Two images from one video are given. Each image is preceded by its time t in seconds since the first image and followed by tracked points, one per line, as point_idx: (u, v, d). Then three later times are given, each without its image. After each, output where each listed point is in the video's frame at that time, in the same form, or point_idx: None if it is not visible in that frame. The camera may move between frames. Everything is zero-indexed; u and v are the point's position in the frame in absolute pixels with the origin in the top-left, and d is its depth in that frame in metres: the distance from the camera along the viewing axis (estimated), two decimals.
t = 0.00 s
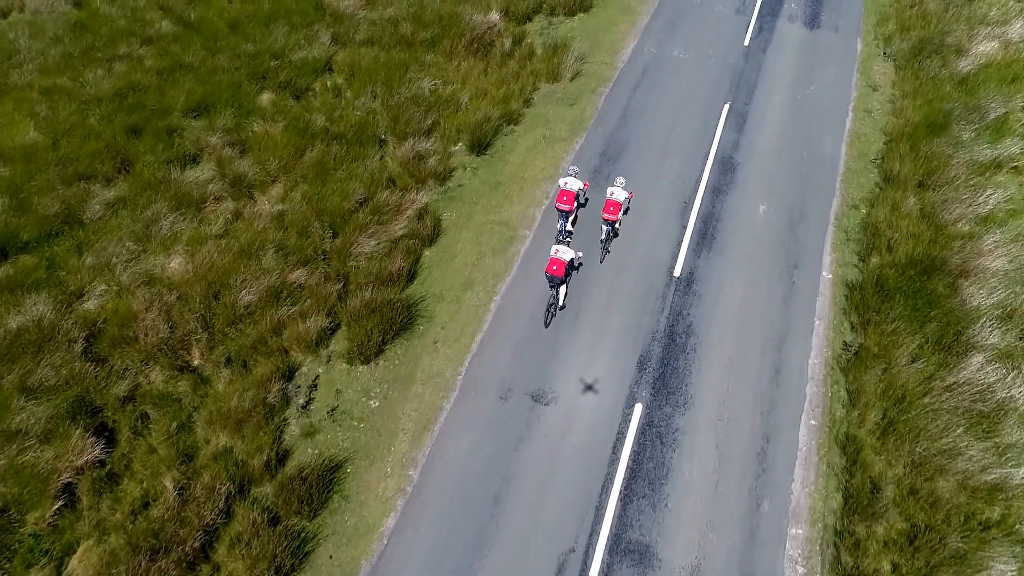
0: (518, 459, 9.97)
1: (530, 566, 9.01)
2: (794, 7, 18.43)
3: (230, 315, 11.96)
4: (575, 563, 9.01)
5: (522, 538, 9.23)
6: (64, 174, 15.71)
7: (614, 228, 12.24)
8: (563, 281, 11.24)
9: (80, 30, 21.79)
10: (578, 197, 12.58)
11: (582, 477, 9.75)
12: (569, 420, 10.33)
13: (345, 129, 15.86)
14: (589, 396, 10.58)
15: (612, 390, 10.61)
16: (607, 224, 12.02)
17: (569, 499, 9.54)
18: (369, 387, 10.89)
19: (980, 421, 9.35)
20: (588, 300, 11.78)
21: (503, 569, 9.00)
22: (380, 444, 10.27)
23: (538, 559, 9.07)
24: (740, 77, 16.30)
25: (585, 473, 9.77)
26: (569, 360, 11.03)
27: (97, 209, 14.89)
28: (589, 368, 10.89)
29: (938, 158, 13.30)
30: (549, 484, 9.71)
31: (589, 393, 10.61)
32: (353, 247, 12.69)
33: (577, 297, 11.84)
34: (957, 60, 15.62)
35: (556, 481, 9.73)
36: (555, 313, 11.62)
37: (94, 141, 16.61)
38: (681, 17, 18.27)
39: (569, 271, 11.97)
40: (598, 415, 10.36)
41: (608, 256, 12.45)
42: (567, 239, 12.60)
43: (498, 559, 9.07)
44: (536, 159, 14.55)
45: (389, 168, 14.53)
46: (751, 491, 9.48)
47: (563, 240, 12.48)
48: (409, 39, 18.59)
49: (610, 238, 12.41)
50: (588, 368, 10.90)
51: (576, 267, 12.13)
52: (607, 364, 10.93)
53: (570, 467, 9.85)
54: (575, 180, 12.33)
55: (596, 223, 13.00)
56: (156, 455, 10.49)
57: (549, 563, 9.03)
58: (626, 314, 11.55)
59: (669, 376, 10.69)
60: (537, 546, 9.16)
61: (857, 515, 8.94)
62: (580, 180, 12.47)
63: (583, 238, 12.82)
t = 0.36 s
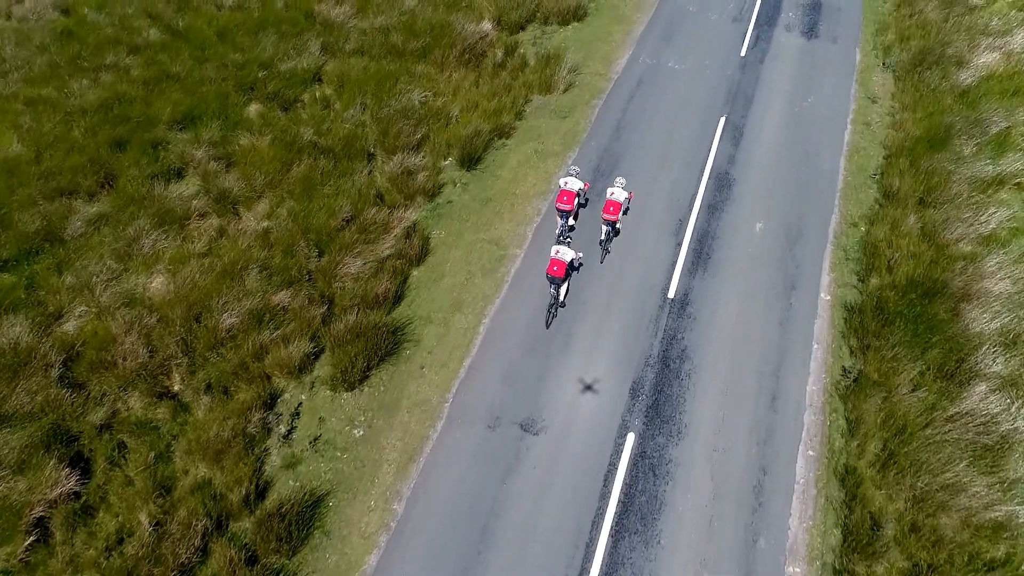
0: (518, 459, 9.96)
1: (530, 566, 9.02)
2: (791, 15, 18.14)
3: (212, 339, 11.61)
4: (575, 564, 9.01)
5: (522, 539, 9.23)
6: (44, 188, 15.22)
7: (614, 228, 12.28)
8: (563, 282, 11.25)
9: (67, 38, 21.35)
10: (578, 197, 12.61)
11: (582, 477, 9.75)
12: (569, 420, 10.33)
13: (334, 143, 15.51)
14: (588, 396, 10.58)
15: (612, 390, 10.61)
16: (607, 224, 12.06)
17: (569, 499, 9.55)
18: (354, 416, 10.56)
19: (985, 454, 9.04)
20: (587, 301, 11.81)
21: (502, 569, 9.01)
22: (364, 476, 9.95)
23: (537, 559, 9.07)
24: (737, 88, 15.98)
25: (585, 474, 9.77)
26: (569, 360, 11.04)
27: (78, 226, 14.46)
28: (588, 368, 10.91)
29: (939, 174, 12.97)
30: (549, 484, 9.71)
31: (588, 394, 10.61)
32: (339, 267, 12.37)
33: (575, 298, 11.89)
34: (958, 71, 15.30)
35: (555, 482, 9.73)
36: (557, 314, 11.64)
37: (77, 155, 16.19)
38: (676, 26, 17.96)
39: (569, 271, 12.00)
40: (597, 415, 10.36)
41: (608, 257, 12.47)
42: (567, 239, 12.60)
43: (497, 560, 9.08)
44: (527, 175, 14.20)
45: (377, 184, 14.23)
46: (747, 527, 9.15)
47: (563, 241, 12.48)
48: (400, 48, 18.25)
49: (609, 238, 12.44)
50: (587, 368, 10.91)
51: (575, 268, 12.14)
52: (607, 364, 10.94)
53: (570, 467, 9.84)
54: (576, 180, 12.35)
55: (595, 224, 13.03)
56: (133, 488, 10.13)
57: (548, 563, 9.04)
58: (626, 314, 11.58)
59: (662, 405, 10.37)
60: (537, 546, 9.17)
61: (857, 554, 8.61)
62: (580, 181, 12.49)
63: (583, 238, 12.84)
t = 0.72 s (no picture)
0: (518, 459, 9.93)
1: (530, 567, 9.00)
2: (788, 25, 17.84)
3: (192, 364, 11.25)
4: (575, 565, 9.00)
5: (523, 539, 9.22)
6: (25, 204, 14.74)
7: (614, 228, 12.27)
8: (563, 283, 11.22)
9: (54, 47, 20.92)
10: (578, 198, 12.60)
11: (582, 478, 9.71)
12: (569, 420, 10.29)
13: (321, 157, 15.16)
14: (588, 396, 10.54)
15: (612, 391, 10.57)
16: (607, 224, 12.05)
17: (569, 500, 9.51)
18: (337, 446, 10.22)
19: (988, 490, 8.73)
20: (587, 300, 11.73)
21: (503, 571, 9.00)
22: (347, 510, 9.61)
23: (538, 561, 9.05)
24: (733, 100, 15.66)
25: (586, 474, 9.73)
26: (569, 360, 11.00)
27: (59, 243, 14.03)
28: (588, 369, 10.85)
29: (940, 191, 12.64)
30: (549, 484, 9.68)
31: (587, 394, 10.58)
32: (323, 288, 12.03)
33: (576, 296, 11.82)
34: (958, 83, 14.98)
35: (556, 482, 9.69)
36: (557, 313, 11.60)
37: (59, 168, 15.77)
38: (672, 36, 17.64)
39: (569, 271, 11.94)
40: (598, 415, 10.32)
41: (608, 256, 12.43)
42: (567, 239, 12.60)
43: (498, 561, 9.07)
44: (518, 191, 13.87)
45: (365, 201, 13.90)
46: (743, 562, 8.86)
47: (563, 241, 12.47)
48: (389, 59, 17.89)
49: (609, 237, 12.40)
50: (587, 368, 10.86)
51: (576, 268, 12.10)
52: (607, 365, 10.89)
53: (570, 468, 9.80)
54: (576, 180, 12.36)
55: (596, 224, 13.03)
56: (108, 523, 9.74)
57: (549, 565, 9.01)
58: (625, 319, 11.45)
59: (655, 435, 10.02)
60: (538, 548, 9.15)
61: None
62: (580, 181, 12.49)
63: (582, 238, 12.80)
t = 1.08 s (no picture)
0: (519, 459, 9.92)
1: (530, 567, 8.96)
2: (786, 33, 17.54)
3: (172, 388, 10.91)
4: (575, 564, 8.97)
5: (523, 539, 9.18)
6: (6, 220, 14.27)
7: (614, 228, 12.22)
8: (564, 283, 11.19)
9: (41, 55, 20.41)
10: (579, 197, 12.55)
11: (582, 477, 9.70)
12: (569, 420, 10.28)
13: (310, 170, 14.84)
14: (587, 396, 10.53)
15: (612, 390, 10.56)
16: (607, 224, 11.99)
17: (569, 499, 9.48)
18: (320, 475, 9.91)
19: (992, 525, 8.43)
20: (588, 300, 11.73)
21: (503, 570, 8.96)
22: (330, 544, 9.31)
23: (537, 560, 9.01)
24: (729, 111, 15.36)
25: (586, 473, 9.72)
26: (569, 359, 11.00)
27: (41, 260, 13.60)
28: (588, 369, 10.85)
29: (941, 207, 12.33)
30: (550, 483, 9.66)
31: (587, 393, 10.57)
32: (308, 309, 11.72)
33: (576, 295, 11.82)
34: (960, 95, 14.68)
35: (556, 481, 9.68)
36: (557, 313, 11.61)
37: (42, 181, 15.38)
38: (667, 45, 17.34)
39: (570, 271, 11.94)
40: (598, 415, 10.31)
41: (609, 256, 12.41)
42: (568, 239, 12.57)
43: (498, 560, 9.03)
44: (510, 206, 13.56)
45: (353, 217, 13.60)
46: None
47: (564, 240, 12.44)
48: (381, 68, 17.59)
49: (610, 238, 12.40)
50: (587, 368, 10.87)
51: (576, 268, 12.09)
52: (607, 364, 10.89)
53: (571, 467, 9.79)
54: (577, 181, 12.28)
55: (597, 224, 13.01)
56: (83, 559, 9.36)
57: (549, 564, 8.98)
58: (623, 325, 11.35)
59: (648, 464, 9.72)
60: (538, 548, 9.11)
61: None
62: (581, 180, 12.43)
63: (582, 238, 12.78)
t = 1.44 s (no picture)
0: (519, 458, 9.92)
1: (530, 567, 8.91)
2: (783, 43, 17.23)
3: (150, 416, 10.53)
4: (575, 564, 8.92)
5: (524, 538, 9.15)
6: None
7: (613, 227, 12.24)
8: (563, 283, 11.12)
9: (26, 63, 19.84)
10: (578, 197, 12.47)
11: (582, 475, 9.69)
12: (570, 419, 10.28)
13: (297, 186, 14.50)
14: (587, 396, 10.54)
15: (612, 390, 10.57)
16: (607, 224, 12.01)
17: (569, 499, 9.46)
18: (301, 509, 9.57)
19: (997, 566, 8.11)
20: (588, 299, 11.79)
21: (503, 570, 8.91)
22: None
23: (538, 559, 8.97)
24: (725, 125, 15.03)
25: (587, 472, 9.72)
26: (569, 359, 11.01)
27: (18, 278, 13.11)
28: (587, 369, 10.87)
29: (942, 226, 12.00)
30: (550, 482, 9.65)
31: (587, 393, 10.59)
32: (291, 333, 11.38)
33: (576, 295, 11.86)
34: (960, 108, 14.37)
35: (556, 479, 9.68)
36: (557, 313, 11.63)
37: (22, 196, 14.94)
38: (663, 55, 17.02)
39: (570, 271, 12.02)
40: (598, 414, 10.32)
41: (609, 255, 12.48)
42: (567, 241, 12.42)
43: (499, 560, 8.99)
44: (501, 223, 13.24)
45: (340, 235, 13.27)
46: None
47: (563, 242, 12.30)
48: (370, 79, 17.26)
49: (610, 239, 12.45)
50: (587, 368, 10.88)
51: (576, 268, 12.16)
52: (607, 364, 10.90)
53: (571, 467, 9.78)
54: (576, 181, 12.18)
55: (596, 224, 13.01)
56: None
57: (550, 564, 8.92)
58: (624, 321, 11.43)
59: (640, 498, 9.41)
60: (539, 547, 9.07)
61: None
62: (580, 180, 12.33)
63: (582, 238, 12.79)
